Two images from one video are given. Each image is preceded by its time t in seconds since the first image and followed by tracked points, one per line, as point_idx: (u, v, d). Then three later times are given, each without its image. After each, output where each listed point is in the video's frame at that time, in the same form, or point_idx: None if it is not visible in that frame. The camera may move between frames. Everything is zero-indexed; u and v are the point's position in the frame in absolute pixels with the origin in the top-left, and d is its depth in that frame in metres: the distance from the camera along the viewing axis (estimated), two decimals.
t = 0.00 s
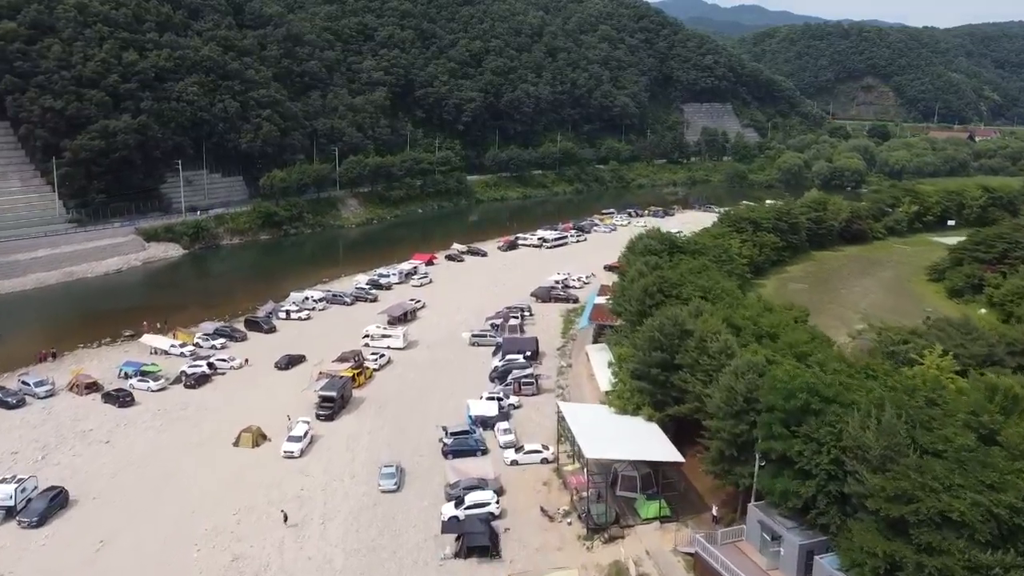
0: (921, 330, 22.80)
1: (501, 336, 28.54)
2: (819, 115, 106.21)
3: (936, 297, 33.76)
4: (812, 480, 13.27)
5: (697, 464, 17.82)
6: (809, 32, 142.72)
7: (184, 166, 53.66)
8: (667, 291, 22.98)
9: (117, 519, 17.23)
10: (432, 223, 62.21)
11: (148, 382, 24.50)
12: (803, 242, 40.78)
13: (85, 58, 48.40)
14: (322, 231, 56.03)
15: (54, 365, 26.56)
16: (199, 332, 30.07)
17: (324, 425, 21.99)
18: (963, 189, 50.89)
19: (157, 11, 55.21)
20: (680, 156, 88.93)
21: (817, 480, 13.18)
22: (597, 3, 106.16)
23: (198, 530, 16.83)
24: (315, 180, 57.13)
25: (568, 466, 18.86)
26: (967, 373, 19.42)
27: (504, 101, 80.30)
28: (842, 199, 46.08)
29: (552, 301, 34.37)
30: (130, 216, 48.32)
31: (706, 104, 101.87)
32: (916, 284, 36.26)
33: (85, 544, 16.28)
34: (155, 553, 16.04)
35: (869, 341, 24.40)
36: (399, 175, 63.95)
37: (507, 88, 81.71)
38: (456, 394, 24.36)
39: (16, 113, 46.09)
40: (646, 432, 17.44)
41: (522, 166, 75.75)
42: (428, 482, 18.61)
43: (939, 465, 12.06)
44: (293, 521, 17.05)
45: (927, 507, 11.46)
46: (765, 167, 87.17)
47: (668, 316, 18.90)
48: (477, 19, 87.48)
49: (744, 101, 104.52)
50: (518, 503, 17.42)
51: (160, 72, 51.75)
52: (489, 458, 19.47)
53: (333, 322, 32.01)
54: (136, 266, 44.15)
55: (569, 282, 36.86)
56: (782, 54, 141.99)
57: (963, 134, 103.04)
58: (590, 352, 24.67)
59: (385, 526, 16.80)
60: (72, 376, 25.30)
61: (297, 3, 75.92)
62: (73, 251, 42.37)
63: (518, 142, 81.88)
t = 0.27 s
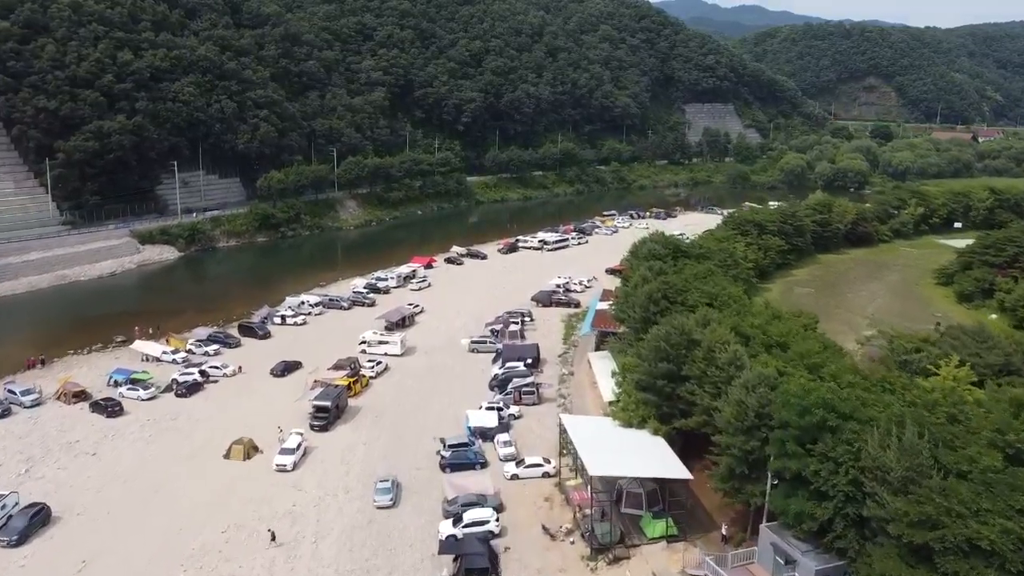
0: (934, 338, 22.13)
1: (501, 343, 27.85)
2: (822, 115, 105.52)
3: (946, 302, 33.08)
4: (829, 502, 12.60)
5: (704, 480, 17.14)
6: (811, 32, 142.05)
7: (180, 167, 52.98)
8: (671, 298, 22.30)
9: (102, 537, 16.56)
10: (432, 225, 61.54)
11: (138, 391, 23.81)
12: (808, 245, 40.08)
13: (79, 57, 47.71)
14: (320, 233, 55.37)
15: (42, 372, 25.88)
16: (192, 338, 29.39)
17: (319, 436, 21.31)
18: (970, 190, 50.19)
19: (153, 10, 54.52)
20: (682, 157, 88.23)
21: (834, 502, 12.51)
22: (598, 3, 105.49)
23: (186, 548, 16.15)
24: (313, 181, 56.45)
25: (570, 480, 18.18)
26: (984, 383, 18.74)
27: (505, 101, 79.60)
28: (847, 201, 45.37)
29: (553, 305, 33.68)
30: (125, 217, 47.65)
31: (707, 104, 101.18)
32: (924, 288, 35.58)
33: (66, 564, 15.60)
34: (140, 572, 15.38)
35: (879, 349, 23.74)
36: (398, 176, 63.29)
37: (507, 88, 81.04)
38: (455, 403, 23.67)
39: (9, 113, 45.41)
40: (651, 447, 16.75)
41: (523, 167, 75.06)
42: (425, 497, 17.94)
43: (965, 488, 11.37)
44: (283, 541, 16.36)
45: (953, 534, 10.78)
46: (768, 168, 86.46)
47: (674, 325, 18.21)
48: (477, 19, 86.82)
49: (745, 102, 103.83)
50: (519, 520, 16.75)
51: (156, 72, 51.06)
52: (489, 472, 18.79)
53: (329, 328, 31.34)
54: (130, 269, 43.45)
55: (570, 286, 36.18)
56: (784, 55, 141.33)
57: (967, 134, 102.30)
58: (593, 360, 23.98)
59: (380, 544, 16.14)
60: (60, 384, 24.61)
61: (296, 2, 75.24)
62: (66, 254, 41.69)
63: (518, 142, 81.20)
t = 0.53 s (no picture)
0: (948, 347, 21.43)
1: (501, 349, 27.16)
2: (824, 115, 104.86)
3: (955, 307, 32.38)
4: (848, 526, 11.91)
5: (713, 496, 16.46)
6: (812, 32, 141.40)
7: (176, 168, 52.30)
8: (677, 305, 21.63)
9: (84, 556, 15.87)
10: (431, 227, 60.85)
11: (128, 400, 23.14)
12: (814, 248, 39.36)
13: (73, 57, 47.03)
14: (318, 235, 54.69)
15: (30, 380, 25.20)
16: (184, 344, 28.72)
17: (312, 447, 20.63)
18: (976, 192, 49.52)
19: (148, 9, 53.83)
20: (684, 158, 87.54)
21: (854, 527, 11.82)
22: (599, 3, 104.83)
23: (171, 569, 15.46)
24: (311, 182, 55.77)
25: (573, 496, 17.49)
26: (1002, 395, 18.07)
27: (505, 101, 78.93)
28: (853, 203, 44.66)
29: (554, 310, 32.99)
30: (120, 220, 46.97)
31: (709, 105, 100.51)
32: (932, 292, 34.88)
33: None
34: None
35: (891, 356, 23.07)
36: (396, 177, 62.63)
37: (507, 88, 80.38)
38: (453, 412, 22.98)
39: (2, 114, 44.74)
40: (658, 462, 16.04)
41: (523, 167, 74.37)
42: (422, 513, 17.25)
43: (995, 513, 10.68)
44: (274, 561, 15.68)
45: (983, 565, 10.09)
46: (770, 169, 85.76)
47: (681, 334, 17.51)
48: (477, 19, 86.15)
49: (747, 102, 103.15)
50: (519, 539, 16.07)
51: (151, 72, 50.37)
52: (489, 487, 18.10)
53: (325, 333, 30.68)
54: (124, 272, 42.75)
55: (571, 290, 35.49)
56: (786, 55, 140.65)
57: (970, 135, 101.61)
58: (595, 368, 23.29)
59: (374, 564, 15.45)
60: (47, 392, 23.92)
61: (294, 1, 74.57)
62: (59, 257, 40.99)
63: (518, 143, 80.51)
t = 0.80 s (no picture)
0: (962, 355, 20.74)
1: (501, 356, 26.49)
2: (826, 116, 104.22)
3: (966, 312, 31.70)
4: (869, 554, 11.20)
5: (722, 515, 15.73)
6: (814, 32, 140.71)
7: (171, 169, 51.64)
8: (682, 312, 20.97)
9: None
10: (430, 229, 60.18)
11: (116, 410, 22.45)
12: (819, 251, 38.70)
13: (66, 57, 46.37)
14: (316, 237, 54.01)
15: (16, 389, 24.55)
16: (176, 350, 28.05)
17: (306, 460, 19.96)
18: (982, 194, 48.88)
19: (144, 9, 53.18)
20: (685, 159, 86.85)
21: (875, 554, 11.13)
22: (599, 3, 104.19)
23: None
24: (309, 183, 55.09)
25: (576, 513, 16.78)
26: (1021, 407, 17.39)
27: (505, 102, 78.25)
28: (858, 206, 43.97)
29: (555, 315, 32.29)
30: (114, 222, 46.30)
31: (710, 105, 99.83)
32: (941, 297, 34.21)
33: None
34: None
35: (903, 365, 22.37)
36: (395, 179, 62.02)
37: (507, 89, 79.73)
38: (452, 422, 22.29)
39: None
40: (665, 479, 15.32)
41: (523, 169, 73.72)
42: (418, 532, 16.57)
43: None
44: None
45: None
46: (772, 170, 85.07)
47: (688, 344, 16.85)
48: (477, 19, 85.52)
49: (749, 102, 102.47)
50: (520, 559, 15.37)
51: (146, 72, 49.71)
52: (488, 503, 17.41)
53: (321, 339, 30.00)
54: (118, 275, 42.06)
55: (572, 294, 34.81)
56: (787, 55, 140.04)
57: (973, 136, 100.96)
58: (598, 377, 22.58)
59: None
60: (34, 402, 23.24)
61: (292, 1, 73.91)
62: (51, 260, 40.34)
63: (518, 144, 79.84)
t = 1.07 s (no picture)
0: (977, 365, 20.08)
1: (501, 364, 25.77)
2: (828, 116, 103.55)
3: (976, 317, 31.04)
4: None
5: (733, 535, 15.02)
6: (815, 32, 140.05)
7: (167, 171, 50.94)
8: (688, 320, 20.31)
9: None
10: (430, 231, 59.52)
11: (104, 420, 21.76)
12: (825, 254, 38.02)
13: (60, 57, 45.68)
14: (313, 239, 53.35)
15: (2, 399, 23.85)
16: (168, 357, 27.35)
17: (299, 474, 19.26)
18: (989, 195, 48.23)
19: (139, 8, 52.49)
20: (687, 160, 86.16)
21: None
22: (600, 2, 103.47)
23: None
24: (306, 185, 54.43)
25: (579, 532, 16.08)
26: None
27: (505, 102, 77.57)
28: (864, 208, 43.29)
29: (557, 320, 31.60)
30: (109, 224, 45.60)
31: (712, 105, 99.16)
32: (950, 301, 33.55)
33: None
34: None
35: (916, 374, 21.72)
36: (394, 180, 61.36)
37: (508, 89, 79.06)
38: (450, 433, 21.61)
39: None
40: (672, 498, 14.60)
41: (524, 170, 73.04)
42: (414, 551, 15.89)
43: None
44: None
45: None
46: (775, 171, 84.40)
47: (696, 356, 16.18)
48: (477, 18, 84.84)
49: (751, 103, 101.79)
50: None
51: (142, 72, 49.03)
52: (487, 520, 16.71)
53: (317, 346, 29.32)
54: (112, 278, 41.36)
55: (574, 298, 34.12)
56: (788, 55, 139.34)
57: (976, 136, 100.36)
58: (601, 387, 21.88)
59: None
60: (19, 412, 22.55)
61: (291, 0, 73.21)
62: (43, 263, 39.62)
63: (518, 144, 79.14)
